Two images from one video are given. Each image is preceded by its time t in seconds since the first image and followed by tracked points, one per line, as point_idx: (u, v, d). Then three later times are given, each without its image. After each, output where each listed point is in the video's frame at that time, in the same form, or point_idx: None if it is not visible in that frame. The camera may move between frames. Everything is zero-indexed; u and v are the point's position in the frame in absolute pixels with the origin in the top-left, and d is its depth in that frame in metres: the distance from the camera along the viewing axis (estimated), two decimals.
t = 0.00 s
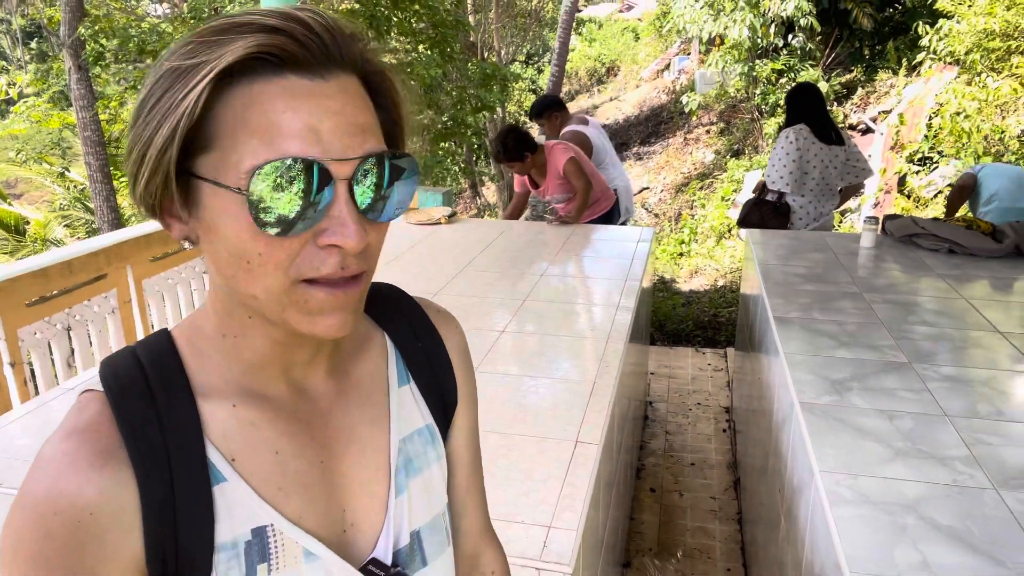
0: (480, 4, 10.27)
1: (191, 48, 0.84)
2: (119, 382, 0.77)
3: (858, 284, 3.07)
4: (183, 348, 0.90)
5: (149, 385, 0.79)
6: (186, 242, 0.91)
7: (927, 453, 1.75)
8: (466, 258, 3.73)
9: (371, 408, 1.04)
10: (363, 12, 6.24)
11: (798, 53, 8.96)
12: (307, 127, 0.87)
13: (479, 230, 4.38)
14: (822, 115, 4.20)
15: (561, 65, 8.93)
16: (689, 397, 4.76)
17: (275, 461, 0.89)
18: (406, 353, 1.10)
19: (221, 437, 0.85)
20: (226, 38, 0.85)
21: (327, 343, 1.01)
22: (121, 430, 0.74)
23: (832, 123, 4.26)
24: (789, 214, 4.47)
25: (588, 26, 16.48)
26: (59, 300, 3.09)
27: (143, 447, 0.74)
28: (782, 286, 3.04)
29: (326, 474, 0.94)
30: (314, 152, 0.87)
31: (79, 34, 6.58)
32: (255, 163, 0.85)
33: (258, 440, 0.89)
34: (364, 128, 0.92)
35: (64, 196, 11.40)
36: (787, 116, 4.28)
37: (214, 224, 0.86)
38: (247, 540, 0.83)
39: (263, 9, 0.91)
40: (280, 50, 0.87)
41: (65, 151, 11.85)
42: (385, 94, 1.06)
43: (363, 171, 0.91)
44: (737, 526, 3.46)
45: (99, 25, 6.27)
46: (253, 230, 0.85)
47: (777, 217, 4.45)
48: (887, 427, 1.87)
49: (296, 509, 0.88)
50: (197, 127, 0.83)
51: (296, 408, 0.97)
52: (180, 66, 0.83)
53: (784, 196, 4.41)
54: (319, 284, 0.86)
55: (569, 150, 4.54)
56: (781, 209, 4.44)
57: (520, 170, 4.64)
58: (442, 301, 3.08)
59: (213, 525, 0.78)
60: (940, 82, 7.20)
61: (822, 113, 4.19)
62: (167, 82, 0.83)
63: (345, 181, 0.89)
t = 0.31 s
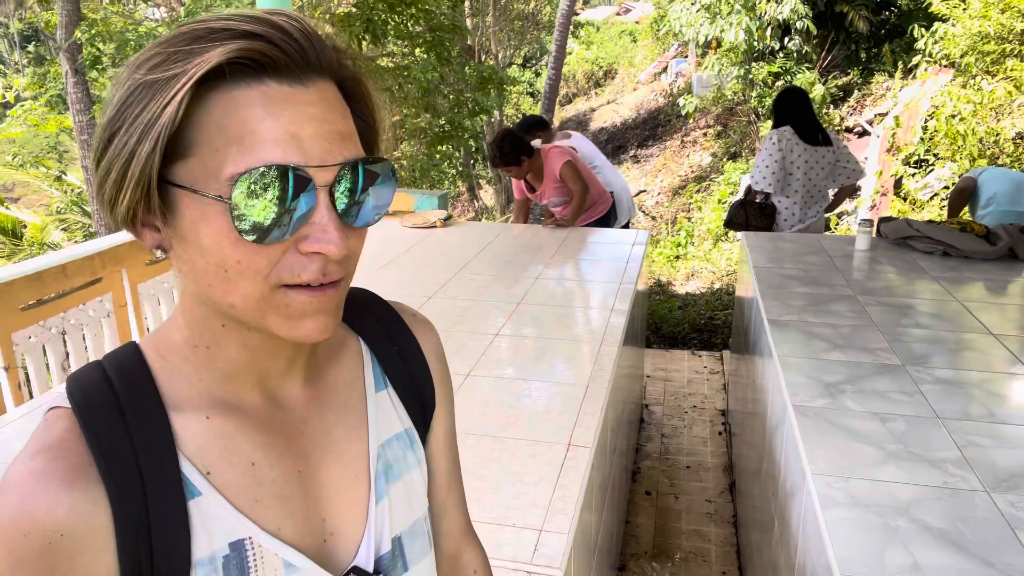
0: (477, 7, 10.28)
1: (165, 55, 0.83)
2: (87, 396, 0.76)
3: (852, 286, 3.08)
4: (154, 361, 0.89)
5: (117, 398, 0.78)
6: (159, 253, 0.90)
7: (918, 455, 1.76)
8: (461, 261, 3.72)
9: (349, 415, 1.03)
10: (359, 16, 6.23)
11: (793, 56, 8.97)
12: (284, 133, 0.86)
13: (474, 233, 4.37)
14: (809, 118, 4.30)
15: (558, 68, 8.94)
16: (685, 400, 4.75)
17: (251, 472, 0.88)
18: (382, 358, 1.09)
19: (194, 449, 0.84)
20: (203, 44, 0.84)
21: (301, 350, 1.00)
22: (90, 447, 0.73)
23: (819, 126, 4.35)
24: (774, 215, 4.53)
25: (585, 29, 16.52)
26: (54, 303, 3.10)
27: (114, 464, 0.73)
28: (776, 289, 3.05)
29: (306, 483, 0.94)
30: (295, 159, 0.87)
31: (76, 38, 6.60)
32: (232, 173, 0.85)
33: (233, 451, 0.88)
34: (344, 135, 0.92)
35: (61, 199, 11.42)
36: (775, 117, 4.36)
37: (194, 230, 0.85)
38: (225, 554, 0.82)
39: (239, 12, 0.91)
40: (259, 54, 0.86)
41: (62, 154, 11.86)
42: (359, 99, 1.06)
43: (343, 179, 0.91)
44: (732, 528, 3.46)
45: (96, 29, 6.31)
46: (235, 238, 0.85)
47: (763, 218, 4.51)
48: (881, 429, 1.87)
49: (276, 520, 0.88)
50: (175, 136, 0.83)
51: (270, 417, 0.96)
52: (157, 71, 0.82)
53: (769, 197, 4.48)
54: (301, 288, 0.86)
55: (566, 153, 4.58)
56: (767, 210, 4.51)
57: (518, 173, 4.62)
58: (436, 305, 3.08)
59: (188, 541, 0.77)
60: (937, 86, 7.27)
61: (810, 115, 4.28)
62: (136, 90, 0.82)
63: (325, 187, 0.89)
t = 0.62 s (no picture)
0: (466, 10, 10.30)
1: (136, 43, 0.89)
2: (75, 380, 0.77)
3: (838, 284, 3.13)
4: (143, 348, 0.90)
5: (105, 384, 0.79)
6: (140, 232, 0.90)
7: (901, 450, 1.81)
8: (451, 263, 3.74)
9: (338, 414, 1.04)
10: (348, 19, 6.20)
11: (781, 58, 8.98)
12: (233, 108, 0.87)
13: (463, 235, 4.38)
14: (776, 120, 4.63)
15: (547, 71, 8.96)
16: (675, 400, 4.77)
17: (232, 465, 0.89)
18: (376, 359, 1.10)
19: (178, 439, 0.85)
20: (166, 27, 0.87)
21: (288, 348, 1.02)
22: (73, 428, 0.73)
23: (787, 126, 4.67)
24: (743, 213, 4.90)
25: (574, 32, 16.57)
26: (42, 307, 3.08)
27: (96, 446, 0.74)
28: (763, 288, 3.09)
29: (288, 480, 0.94)
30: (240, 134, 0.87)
31: (62, 42, 6.58)
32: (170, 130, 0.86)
33: (217, 443, 0.89)
34: (300, 118, 0.91)
35: (49, 205, 11.37)
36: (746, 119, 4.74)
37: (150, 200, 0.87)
38: (200, 545, 0.83)
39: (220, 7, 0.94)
40: (202, 31, 0.88)
41: (49, 160, 11.79)
42: (351, 95, 1.03)
43: (295, 160, 0.89)
44: (722, 526, 3.48)
45: (84, 34, 6.31)
46: (166, 207, 0.85)
47: (731, 215, 4.89)
48: (864, 425, 1.93)
49: (255, 516, 0.88)
50: (134, 115, 0.87)
51: (257, 412, 0.97)
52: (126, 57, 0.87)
53: (738, 196, 4.85)
54: (231, 267, 0.83)
55: (553, 156, 4.61)
56: (734, 207, 4.88)
57: (506, 178, 4.65)
58: (424, 305, 3.09)
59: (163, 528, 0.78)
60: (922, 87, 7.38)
61: (777, 118, 4.63)
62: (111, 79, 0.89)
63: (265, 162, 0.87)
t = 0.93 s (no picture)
0: (444, 12, 10.33)
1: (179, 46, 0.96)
2: (90, 367, 0.80)
3: (806, 285, 3.27)
4: (159, 341, 0.93)
5: (120, 371, 0.82)
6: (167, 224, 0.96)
7: (862, 448, 1.89)
8: (426, 265, 3.76)
9: (343, 413, 1.04)
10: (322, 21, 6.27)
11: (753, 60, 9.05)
12: (261, 104, 0.91)
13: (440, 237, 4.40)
14: (732, 123, 5.03)
15: (523, 73, 8.98)
16: (649, 400, 4.81)
17: (238, 457, 0.90)
18: (385, 362, 1.11)
19: (186, 430, 0.87)
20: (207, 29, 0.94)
21: (300, 346, 1.02)
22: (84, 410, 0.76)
23: (744, 128, 5.06)
24: (704, 210, 5.34)
25: (551, 33, 16.62)
26: (9, 315, 3.04)
27: (105, 431, 0.76)
28: (734, 292, 3.17)
29: (293, 475, 0.95)
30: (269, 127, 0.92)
31: (31, 44, 6.46)
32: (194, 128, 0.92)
33: (224, 435, 0.90)
34: (325, 116, 0.94)
35: (18, 210, 11.14)
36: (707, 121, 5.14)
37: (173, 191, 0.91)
38: (202, 533, 0.84)
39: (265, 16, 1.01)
40: (239, 33, 0.94)
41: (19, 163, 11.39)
42: (381, 111, 1.06)
43: (324, 165, 0.91)
44: (694, 525, 3.51)
45: (53, 35, 6.15)
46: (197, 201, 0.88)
47: (692, 212, 5.34)
48: (826, 423, 2.01)
49: (257, 508, 0.89)
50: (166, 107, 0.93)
51: (266, 407, 0.98)
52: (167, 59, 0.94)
53: (699, 195, 5.28)
54: (242, 261, 0.86)
55: (526, 158, 4.59)
56: (695, 206, 5.32)
57: (479, 180, 4.64)
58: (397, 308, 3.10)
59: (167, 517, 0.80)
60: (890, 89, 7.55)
61: (733, 121, 5.03)
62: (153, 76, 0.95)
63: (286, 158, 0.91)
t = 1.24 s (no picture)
0: (422, 12, 10.31)
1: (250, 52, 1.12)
2: (126, 364, 0.93)
3: (773, 290, 3.34)
4: (197, 346, 1.08)
5: (154, 369, 0.95)
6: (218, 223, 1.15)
7: (822, 453, 1.94)
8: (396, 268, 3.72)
9: (366, 424, 1.22)
10: (297, 22, 6.29)
11: (728, 62, 9.23)
12: (325, 117, 1.09)
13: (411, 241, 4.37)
14: (700, 126, 5.22)
15: (501, 74, 8.98)
16: (623, 402, 4.84)
17: (268, 462, 1.05)
18: (410, 375, 1.30)
19: (220, 433, 1.01)
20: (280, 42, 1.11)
21: (332, 359, 1.20)
22: (121, 416, 0.88)
23: (711, 132, 5.27)
24: (673, 214, 5.39)
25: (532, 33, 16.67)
26: None
27: (144, 436, 0.88)
28: (702, 297, 3.25)
29: (317, 482, 1.11)
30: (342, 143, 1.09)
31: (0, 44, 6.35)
32: (263, 131, 1.08)
33: (256, 445, 1.05)
34: (387, 128, 1.13)
35: None
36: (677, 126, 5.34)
37: (234, 195, 1.07)
38: (233, 537, 0.98)
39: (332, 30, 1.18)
40: (317, 51, 1.11)
41: None
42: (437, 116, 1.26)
43: (380, 178, 1.09)
44: (666, 528, 3.55)
45: (23, 35, 6.05)
46: (257, 208, 1.05)
47: (662, 215, 5.39)
48: (788, 428, 2.07)
49: (284, 515, 1.04)
50: (236, 109, 1.09)
51: (295, 415, 1.14)
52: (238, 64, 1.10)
53: (668, 198, 5.36)
54: (301, 268, 1.03)
55: (502, 161, 4.54)
56: (665, 209, 5.38)
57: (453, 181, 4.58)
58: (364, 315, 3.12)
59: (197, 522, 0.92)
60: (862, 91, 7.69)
61: (701, 126, 5.24)
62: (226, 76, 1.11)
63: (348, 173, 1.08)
